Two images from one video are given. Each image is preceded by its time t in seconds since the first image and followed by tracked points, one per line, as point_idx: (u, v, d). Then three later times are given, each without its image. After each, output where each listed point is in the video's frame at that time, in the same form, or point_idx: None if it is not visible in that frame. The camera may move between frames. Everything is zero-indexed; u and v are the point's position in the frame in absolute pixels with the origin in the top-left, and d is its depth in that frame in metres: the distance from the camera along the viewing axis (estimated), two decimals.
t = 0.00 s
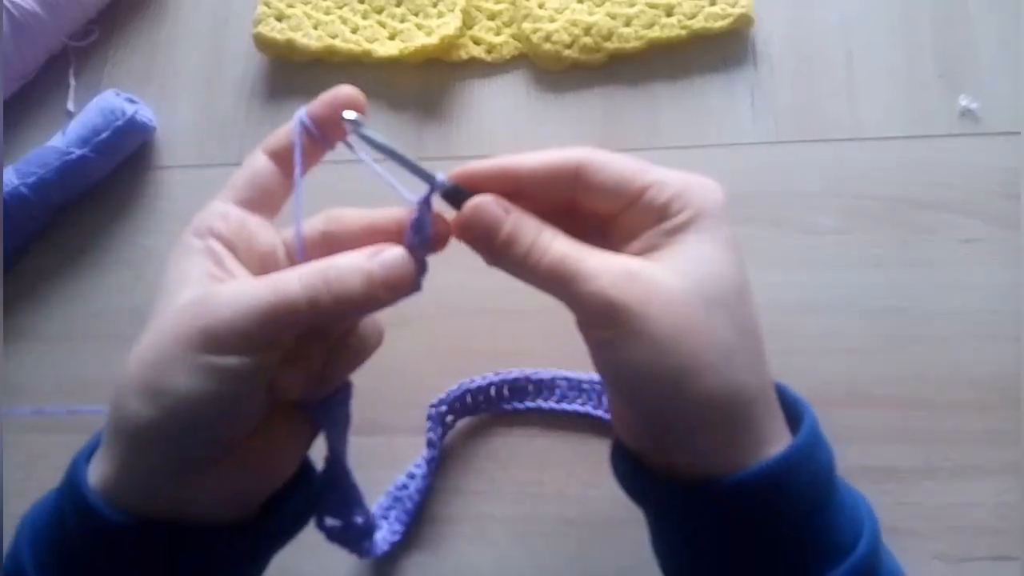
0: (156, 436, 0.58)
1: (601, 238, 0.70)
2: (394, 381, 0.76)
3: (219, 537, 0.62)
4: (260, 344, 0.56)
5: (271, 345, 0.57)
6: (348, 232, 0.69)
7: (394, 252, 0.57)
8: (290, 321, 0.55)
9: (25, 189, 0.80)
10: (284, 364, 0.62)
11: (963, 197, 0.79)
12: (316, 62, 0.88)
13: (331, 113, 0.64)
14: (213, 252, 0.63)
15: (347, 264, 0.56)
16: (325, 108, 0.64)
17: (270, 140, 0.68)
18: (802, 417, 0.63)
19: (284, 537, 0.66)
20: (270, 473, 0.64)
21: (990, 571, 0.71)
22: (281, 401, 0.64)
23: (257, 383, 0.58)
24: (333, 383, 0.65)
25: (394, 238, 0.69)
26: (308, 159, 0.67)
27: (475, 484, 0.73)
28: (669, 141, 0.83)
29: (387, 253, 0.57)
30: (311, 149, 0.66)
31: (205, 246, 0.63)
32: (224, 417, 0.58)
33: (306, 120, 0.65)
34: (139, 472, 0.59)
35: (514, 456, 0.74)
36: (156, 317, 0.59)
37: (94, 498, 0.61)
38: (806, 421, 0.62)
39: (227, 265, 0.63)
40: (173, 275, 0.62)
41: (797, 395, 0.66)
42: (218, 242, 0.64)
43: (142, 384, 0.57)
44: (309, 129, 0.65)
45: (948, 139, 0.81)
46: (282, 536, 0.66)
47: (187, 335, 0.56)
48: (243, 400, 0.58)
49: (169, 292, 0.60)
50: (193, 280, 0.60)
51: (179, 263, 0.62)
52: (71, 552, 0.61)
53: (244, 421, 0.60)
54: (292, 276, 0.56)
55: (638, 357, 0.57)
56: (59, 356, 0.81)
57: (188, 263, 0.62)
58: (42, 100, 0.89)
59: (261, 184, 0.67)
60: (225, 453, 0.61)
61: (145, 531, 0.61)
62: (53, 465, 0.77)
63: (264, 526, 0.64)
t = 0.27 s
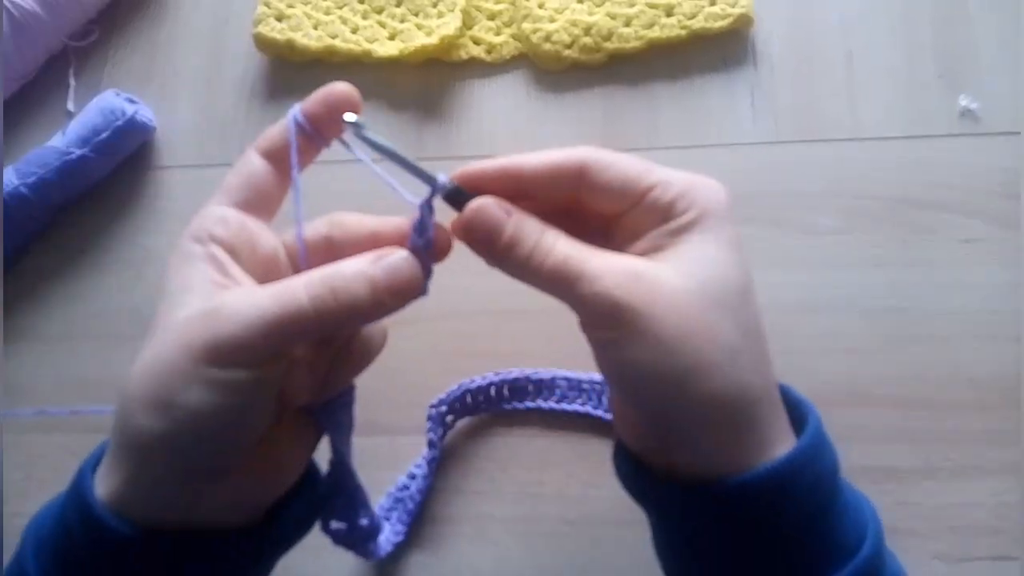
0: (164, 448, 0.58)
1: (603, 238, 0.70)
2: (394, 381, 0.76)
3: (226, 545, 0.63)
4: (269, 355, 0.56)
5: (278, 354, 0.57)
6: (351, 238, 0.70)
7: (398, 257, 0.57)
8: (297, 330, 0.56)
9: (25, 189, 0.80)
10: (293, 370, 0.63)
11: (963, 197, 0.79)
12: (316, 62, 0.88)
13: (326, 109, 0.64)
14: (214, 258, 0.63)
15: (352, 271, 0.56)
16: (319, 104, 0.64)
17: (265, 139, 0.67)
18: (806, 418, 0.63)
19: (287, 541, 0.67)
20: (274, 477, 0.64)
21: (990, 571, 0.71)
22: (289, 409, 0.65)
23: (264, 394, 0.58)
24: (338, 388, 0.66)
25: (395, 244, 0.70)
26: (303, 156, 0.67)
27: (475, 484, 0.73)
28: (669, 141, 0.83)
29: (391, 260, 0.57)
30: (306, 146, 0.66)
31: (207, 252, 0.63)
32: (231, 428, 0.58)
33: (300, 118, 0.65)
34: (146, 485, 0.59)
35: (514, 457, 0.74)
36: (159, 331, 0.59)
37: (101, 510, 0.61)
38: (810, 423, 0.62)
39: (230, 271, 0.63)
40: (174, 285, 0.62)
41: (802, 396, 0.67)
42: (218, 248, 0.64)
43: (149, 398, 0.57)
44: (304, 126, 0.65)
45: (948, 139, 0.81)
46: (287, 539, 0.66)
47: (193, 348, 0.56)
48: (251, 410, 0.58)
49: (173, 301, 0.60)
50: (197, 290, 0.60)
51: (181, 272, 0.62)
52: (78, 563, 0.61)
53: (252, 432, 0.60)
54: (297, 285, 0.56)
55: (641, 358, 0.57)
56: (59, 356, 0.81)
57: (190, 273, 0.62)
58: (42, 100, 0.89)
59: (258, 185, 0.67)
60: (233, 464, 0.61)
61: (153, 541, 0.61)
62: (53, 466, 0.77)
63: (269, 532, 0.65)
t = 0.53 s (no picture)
0: (161, 448, 0.58)
1: (602, 238, 0.70)
2: (394, 380, 0.76)
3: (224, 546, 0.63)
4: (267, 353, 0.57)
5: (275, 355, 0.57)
6: (348, 237, 0.70)
7: (396, 258, 0.57)
8: (295, 330, 0.56)
9: (25, 189, 0.80)
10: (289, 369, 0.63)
11: (963, 197, 0.79)
12: (316, 62, 0.88)
13: (323, 106, 0.65)
14: (211, 256, 0.63)
15: (349, 272, 0.56)
16: (316, 102, 0.64)
17: (260, 137, 0.67)
18: (808, 419, 0.63)
19: (284, 542, 0.66)
20: (273, 478, 0.64)
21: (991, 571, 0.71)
22: (286, 409, 0.66)
23: (260, 393, 0.58)
24: (338, 387, 0.66)
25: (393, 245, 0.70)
26: (300, 154, 0.67)
27: (475, 484, 0.73)
28: (669, 141, 0.83)
29: (388, 261, 0.57)
30: (303, 143, 0.66)
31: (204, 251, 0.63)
32: (228, 428, 0.59)
33: (297, 115, 0.65)
34: (143, 485, 0.59)
35: (514, 456, 0.74)
36: (156, 331, 0.59)
37: (99, 509, 0.61)
38: (812, 423, 0.62)
39: (226, 270, 0.63)
40: (171, 285, 0.62)
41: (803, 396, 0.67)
42: (215, 246, 0.64)
43: (146, 398, 0.57)
44: (301, 123, 0.65)
45: (948, 139, 0.81)
46: (284, 541, 0.66)
47: (190, 348, 0.56)
48: (249, 410, 0.59)
49: (171, 300, 0.60)
50: (195, 289, 0.60)
51: (178, 271, 0.62)
52: (76, 563, 0.62)
53: (249, 432, 0.60)
54: (295, 286, 0.56)
55: (641, 356, 0.57)
56: (59, 356, 0.81)
57: (186, 273, 0.62)
58: (42, 100, 0.89)
59: (254, 183, 0.67)
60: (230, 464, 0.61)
61: (150, 543, 0.61)
62: (52, 466, 0.77)
63: (267, 533, 0.64)
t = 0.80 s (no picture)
0: (164, 449, 0.58)
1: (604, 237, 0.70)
2: (394, 380, 0.76)
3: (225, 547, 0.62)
4: (269, 354, 0.56)
5: (278, 356, 0.57)
6: (351, 238, 0.70)
7: (399, 260, 0.58)
8: (298, 332, 0.56)
9: (25, 189, 0.80)
10: (291, 371, 0.63)
11: (962, 197, 0.79)
12: (316, 62, 0.88)
13: (328, 109, 0.64)
14: (215, 256, 0.63)
15: (353, 274, 0.56)
16: (323, 104, 0.64)
17: (266, 138, 0.67)
18: (810, 419, 0.63)
19: (285, 542, 0.66)
20: (275, 478, 0.64)
21: (991, 570, 0.71)
22: (287, 410, 0.66)
23: (262, 394, 0.58)
24: (340, 389, 0.67)
25: (395, 247, 0.70)
26: (306, 155, 0.67)
27: (475, 484, 0.73)
28: (669, 141, 0.83)
29: (391, 264, 0.57)
30: (309, 146, 0.66)
31: (207, 251, 0.63)
32: (231, 429, 0.59)
33: (302, 117, 0.65)
34: (145, 485, 0.59)
35: (514, 456, 0.74)
36: (159, 332, 0.59)
37: (99, 509, 0.61)
38: (814, 424, 0.62)
39: (230, 271, 0.63)
40: (175, 286, 0.62)
41: (806, 397, 0.67)
42: (220, 247, 0.64)
43: (149, 398, 0.57)
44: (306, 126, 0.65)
45: (947, 139, 0.81)
46: (285, 541, 0.66)
47: (192, 349, 0.56)
48: (252, 411, 0.59)
49: (174, 300, 0.61)
50: (198, 289, 0.60)
51: (182, 271, 0.62)
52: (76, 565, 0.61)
53: (251, 433, 0.60)
54: (299, 287, 0.56)
55: (643, 355, 0.57)
56: (60, 355, 0.81)
57: (190, 273, 0.62)
58: (42, 100, 0.88)
59: (259, 184, 0.67)
60: (232, 465, 0.61)
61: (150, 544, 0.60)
62: (52, 467, 0.77)
63: (269, 534, 0.64)
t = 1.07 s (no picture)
0: (162, 453, 0.57)
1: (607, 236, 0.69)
2: (393, 383, 0.76)
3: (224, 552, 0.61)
4: (267, 357, 0.56)
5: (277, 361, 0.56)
6: (350, 237, 0.69)
7: (400, 263, 0.57)
8: (296, 335, 0.55)
9: (20, 188, 0.78)
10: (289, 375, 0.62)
11: (967, 196, 0.78)
12: (312, 57, 0.87)
13: (328, 107, 0.64)
14: (212, 257, 0.62)
15: (353, 277, 0.55)
16: (321, 102, 0.64)
17: (264, 138, 0.67)
18: (816, 422, 0.63)
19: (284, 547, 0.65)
20: (274, 484, 0.63)
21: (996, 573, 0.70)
22: (285, 412, 0.65)
23: (262, 399, 0.58)
24: (340, 392, 0.66)
25: (395, 247, 0.69)
26: (304, 155, 0.66)
27: (474, 488, 0.72)
28: (672, 139, 0.82)
29: (393, 267, 0.57)
30: (307, 145, 0.65)
31: (204, 252, 0.62)
32: (230, 433, 0.58)
33: (301, 116, 0.64)
34: (144, 489, 0.58)
35: (514, 459, 0.73)
36: (156, 335, 0.58)
37: (98, 512, 0.59)
38: (820, 427, 0.62)
39: (228, 273, 0.62)
40: (171, 287, 0.60)
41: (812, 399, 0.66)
42: (216, 248, 0.63)
43: (147, 402, 0.56)
44: (305, 125, 0.64)
45: (952, 137, 0.80)
46: (284, 546, 0.65)
47: (190, 352, 0.55)
48: (252, 416, 0.58)
49: (170, 302, 0.59)
50: (195, 291, 0.59)
51: (178, 273, 0.61)
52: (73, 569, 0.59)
53: (251, 438, 0.59)
54: (298, 289, 0.55)
55: (646, 356, 0.56)
56: (54, 355, 0.79)
57: (186, 274, 0.61)
58: (35, 97, 0.87)
59: (256, 184, 0.66)
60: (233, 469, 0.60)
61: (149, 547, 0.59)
62: (45, 469, 0.75)
63: (268, 539, 0.63)
